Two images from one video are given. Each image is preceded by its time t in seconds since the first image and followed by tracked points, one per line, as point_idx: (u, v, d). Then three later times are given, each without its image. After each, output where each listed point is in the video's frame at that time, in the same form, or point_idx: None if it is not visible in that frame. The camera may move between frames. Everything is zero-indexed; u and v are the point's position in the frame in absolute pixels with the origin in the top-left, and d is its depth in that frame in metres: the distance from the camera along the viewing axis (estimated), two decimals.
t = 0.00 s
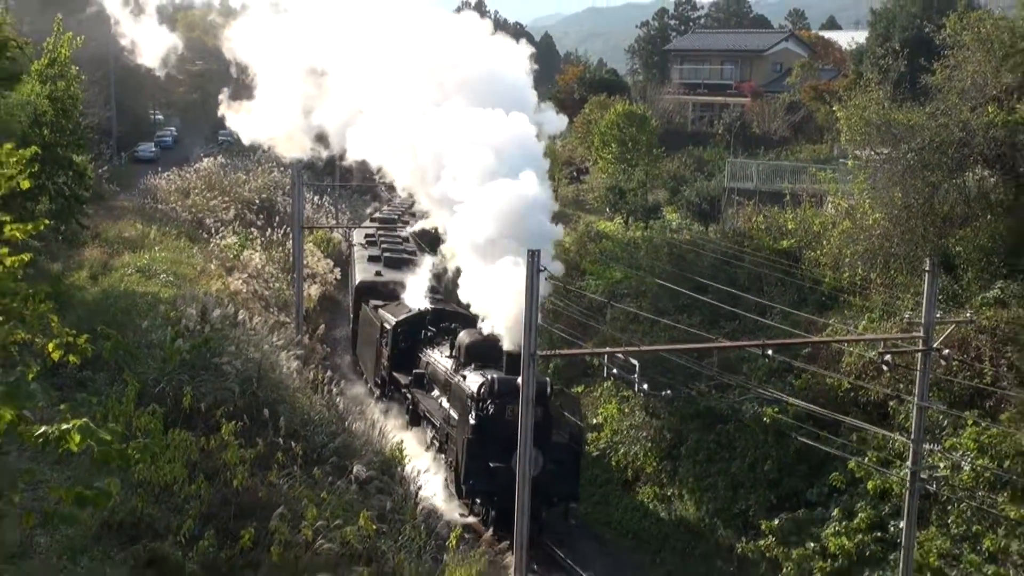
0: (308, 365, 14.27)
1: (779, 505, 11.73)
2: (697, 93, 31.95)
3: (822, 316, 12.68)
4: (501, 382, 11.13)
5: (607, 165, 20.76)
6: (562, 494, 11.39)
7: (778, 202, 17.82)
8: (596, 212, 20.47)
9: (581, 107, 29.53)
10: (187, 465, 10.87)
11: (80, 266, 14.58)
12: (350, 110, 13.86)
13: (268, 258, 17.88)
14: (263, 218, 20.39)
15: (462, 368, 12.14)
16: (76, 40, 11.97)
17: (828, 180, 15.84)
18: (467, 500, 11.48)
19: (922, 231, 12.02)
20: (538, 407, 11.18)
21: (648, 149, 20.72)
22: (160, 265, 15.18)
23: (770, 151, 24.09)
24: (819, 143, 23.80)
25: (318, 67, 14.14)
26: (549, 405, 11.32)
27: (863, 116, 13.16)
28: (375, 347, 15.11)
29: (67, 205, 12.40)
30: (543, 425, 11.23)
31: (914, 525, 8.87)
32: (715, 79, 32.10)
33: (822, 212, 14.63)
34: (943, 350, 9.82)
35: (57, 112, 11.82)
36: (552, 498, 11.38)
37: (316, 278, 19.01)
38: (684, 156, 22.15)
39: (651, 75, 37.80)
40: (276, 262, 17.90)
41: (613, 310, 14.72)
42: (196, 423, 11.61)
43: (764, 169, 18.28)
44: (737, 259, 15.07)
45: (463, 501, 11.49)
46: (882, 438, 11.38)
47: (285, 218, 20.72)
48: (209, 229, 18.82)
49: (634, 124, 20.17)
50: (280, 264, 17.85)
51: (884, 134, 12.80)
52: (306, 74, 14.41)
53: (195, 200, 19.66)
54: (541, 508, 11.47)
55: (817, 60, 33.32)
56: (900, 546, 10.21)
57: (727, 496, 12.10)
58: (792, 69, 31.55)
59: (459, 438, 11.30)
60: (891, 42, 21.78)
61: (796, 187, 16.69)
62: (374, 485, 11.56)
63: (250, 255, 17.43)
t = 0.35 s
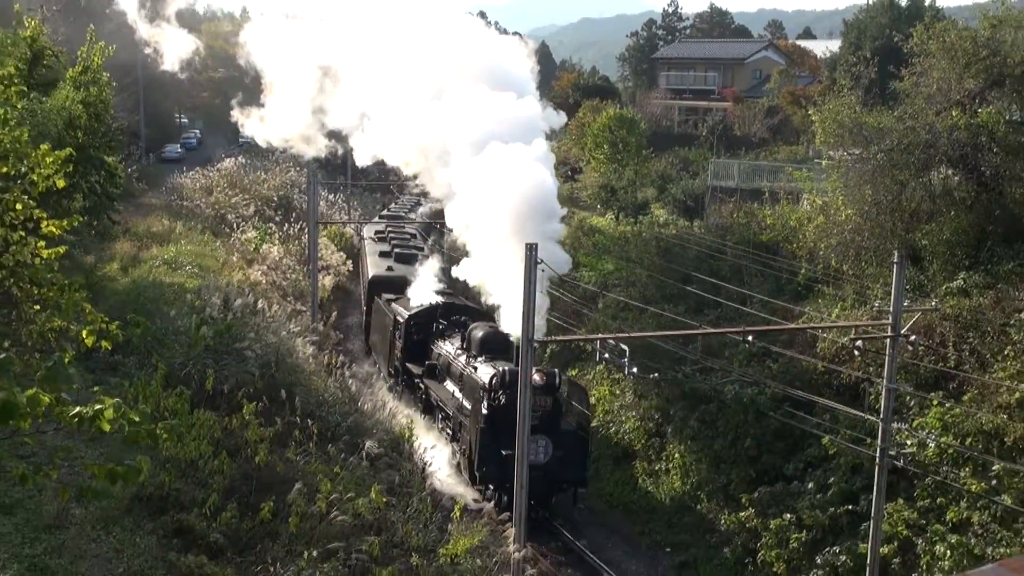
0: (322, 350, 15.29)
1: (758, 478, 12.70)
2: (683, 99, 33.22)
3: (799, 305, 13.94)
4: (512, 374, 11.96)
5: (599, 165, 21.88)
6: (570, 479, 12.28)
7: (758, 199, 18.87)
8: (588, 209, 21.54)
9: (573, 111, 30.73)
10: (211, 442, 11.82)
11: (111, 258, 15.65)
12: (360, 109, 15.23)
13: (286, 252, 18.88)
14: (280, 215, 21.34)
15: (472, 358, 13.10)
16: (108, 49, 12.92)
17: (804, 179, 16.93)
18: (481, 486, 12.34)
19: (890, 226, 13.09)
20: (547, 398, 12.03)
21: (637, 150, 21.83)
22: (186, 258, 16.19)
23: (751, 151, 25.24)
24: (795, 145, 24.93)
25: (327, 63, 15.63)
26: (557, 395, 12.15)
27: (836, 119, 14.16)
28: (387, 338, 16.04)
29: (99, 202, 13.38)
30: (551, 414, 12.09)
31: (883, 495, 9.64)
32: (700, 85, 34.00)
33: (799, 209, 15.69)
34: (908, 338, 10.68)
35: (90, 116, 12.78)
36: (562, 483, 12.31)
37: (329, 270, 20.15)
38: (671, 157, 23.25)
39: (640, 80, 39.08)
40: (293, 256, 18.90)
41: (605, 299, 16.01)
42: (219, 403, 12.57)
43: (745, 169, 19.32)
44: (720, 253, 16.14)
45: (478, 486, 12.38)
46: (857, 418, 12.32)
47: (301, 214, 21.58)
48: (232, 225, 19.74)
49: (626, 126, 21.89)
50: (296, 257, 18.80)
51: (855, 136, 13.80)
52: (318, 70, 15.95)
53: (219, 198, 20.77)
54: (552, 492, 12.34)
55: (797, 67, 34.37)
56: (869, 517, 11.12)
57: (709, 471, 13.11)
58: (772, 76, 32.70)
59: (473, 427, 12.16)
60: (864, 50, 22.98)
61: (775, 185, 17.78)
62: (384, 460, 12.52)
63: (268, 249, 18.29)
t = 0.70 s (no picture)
0: (335, 336, 16.40)
1: (740, 456, 13.66)
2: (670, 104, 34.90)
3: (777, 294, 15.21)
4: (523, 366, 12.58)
5: (592, 165, 23.17)
6: (578, 465, 12.93)
7: (740, 196, 19.99)
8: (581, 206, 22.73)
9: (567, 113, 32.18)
10: (231, 423, 12.64)
11: (139, 251, 16.95)
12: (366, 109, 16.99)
13: (300, 245, 20.84)
14: (296, 210, 24.82)
15: (482, 349, 13.86)
16: (133, 56, 13.86)
17: (782, 178, 18.18)
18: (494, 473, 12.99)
19: (864, 220, 13.98)
20: (556, 389, 12.67)
21: (628, 150, 23.04)
22: (207, 251, 17.71)
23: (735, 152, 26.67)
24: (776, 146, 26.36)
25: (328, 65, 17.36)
26: (565, 387, 12.78)
27: (813, 121, 15.16)
28: (399, 331, 16.85)
29: (127, 198, 14.40)
30: (560, 404, 12.73)
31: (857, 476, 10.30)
32: (686, 90, 37.24)
33: (778, 207, 16.88)
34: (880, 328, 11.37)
35: (118, 118, 13.71)
36: (570, 470, 12.99)
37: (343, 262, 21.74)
38: (660, 156, 24.53)
39: (631, 86, 40.77)
40: (306, 248, 20.87)
41: (597, 290, 17.30)
42: (238, 385, 13.46)
43: (728, 168, 20.55)
44: (704, 246, 17.43)
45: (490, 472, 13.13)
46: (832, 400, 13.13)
47: (315, 209, 25.04)
48: (249, 218, 22.87)
49: (616, 129, 23.12)
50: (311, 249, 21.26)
51: (829, 137, 14.87)
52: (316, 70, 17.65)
53: (237, 194, 23.74)
54: (561, 479, 12.98)
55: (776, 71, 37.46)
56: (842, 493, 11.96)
57: (694, 447, 14.16)
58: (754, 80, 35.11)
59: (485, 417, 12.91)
60: (840, 58, 24.39)
61: (756, 183, 18.96)
62: (392, 438, 13.46)
63: (283, 241, 20.90)
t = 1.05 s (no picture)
0: (341, 327, 17.17)
1: (728, 441, 14.31)
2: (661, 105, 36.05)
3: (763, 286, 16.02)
4: (533, 363, 12.73)
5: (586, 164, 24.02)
6: (587, 462, 12.94)
7: (728, 194, 20.88)
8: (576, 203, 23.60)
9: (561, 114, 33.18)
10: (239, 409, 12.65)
11: (153, 247, 17.82)
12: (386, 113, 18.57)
13: (307, 242, 21.95)
14: (304, 206, 26.09)
15: (490, 346, 13.99)
16: (149, 60, 14.48)
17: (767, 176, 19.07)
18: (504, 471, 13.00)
19: (845, 216, 14.96)
20: (565, 385, 12.77)
21: (621, 149, 23.85)
22: (220, 247, 18.63)
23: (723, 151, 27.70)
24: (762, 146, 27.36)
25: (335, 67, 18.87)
26: (574, 383, 12.88)
27: (796, 122, 15.83)
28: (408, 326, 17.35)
29: (143, 196, 15.07)
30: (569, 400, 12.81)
31: (837, 459, 10.81)
32: (676, 92, 38.53)
33: (763, 205, 17.69)
34: (860, 316, 11.37)
35: (135, 120, 14.35)
36: (579, 466, 12.93)
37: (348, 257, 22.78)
38: (652, 155, 25.40)
39: (624, 87, 41.90)
40: (312, 245, 21.97)
41: (592, 282, 18.15)
42: (250, 373, 13.70)
43: (716, 165, 21.16)
44: (693, 241, 18.32)
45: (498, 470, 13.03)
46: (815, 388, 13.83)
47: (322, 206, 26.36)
48: (260, 215, 24.19)
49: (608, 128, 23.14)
50: (317, 245, 22.38)
51: (812, 137, 15.59)
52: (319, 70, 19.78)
53: (248, 192, 25.15)
54: (570, 476, 12.97)
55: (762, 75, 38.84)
56: (824, 475, 12.51)
57: (684, 433, 14.91)
58: (739, 83, 36.58)
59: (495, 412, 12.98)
60: (823, 61, 25.40)
61: (744, 182, 19.80)
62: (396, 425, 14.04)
63: (292, 237, 21.94)
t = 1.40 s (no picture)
0: (341, 328, 17.20)
1: (728, 442, 14.31)
2: (661, 106, 36.16)
3: (764, 288, 16.07)
4: (545, 370, 12.51)
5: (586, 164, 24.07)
6: (600, 473, 12.67)
7: (727, 194, 20.93)
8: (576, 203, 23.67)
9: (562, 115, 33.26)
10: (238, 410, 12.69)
11: (154, 248, 17.86)
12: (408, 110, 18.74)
13: (309, 243, 22.07)
14: (304, 207, 26.16)
15: (498, 353, 13.87)
16: (150, 61, 14.47)
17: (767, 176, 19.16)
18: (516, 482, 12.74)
19: (846, 218, 14.93)
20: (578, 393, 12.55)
21: (620, 150, 23.92)
22: (220, 248, 18.69)
23: (723, 152, 27.81)
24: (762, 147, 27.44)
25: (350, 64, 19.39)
26: (588, 392, 12.65)
27: (796, 123, 15.84)
28: (413, 333, 17.11)
29: (143, 197, 15.07)
30: (582, 409, 12.58)
31: (837, 460, 10.80)
32: (676, 93, 38.64)
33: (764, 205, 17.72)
34: (860, 317, 11.35)
35: (135, 121, 14.34)
36: (593, 477, 12.71)
37: (348, 258, 22.89)
38: (652, 155, 25.46)
39: (623, 87, 42.01)
40: (313, 245, 22.07)
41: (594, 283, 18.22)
42: (250, 374, 13.70)
43: (716, 166, 21.23)
44: (694, 242, 18.37)
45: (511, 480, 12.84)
46: (815, 389, 13.84)
47: (322, 206, 26.43)
48: (260, 215, 24.26)
49: (608, 129, 23.31)
50: (318, 245, 22.45)
51: (813, 139, 15.59)
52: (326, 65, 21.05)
53: (248, 193, 25.23)
54: (584, 487, 12.70)
55: (762, 76, 38.34)
56: (825, 476, 12.49)
57: (684, 434, 14.93)
58: (739, 83, 36.70)
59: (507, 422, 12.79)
60: (822, 62, 25.48)
61: (743, 182, 19.87)
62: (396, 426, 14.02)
63: (293, 237, 21.98)
